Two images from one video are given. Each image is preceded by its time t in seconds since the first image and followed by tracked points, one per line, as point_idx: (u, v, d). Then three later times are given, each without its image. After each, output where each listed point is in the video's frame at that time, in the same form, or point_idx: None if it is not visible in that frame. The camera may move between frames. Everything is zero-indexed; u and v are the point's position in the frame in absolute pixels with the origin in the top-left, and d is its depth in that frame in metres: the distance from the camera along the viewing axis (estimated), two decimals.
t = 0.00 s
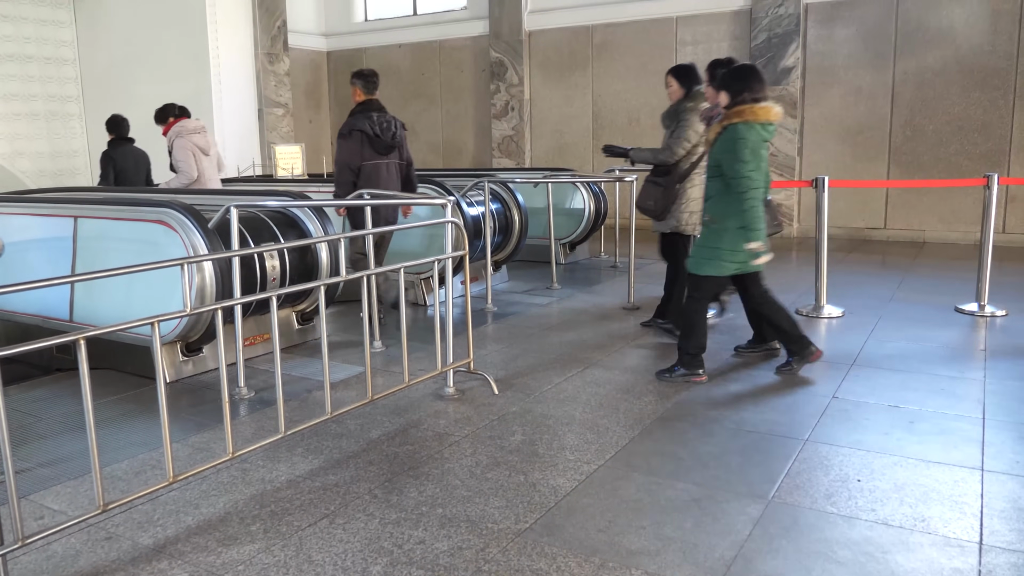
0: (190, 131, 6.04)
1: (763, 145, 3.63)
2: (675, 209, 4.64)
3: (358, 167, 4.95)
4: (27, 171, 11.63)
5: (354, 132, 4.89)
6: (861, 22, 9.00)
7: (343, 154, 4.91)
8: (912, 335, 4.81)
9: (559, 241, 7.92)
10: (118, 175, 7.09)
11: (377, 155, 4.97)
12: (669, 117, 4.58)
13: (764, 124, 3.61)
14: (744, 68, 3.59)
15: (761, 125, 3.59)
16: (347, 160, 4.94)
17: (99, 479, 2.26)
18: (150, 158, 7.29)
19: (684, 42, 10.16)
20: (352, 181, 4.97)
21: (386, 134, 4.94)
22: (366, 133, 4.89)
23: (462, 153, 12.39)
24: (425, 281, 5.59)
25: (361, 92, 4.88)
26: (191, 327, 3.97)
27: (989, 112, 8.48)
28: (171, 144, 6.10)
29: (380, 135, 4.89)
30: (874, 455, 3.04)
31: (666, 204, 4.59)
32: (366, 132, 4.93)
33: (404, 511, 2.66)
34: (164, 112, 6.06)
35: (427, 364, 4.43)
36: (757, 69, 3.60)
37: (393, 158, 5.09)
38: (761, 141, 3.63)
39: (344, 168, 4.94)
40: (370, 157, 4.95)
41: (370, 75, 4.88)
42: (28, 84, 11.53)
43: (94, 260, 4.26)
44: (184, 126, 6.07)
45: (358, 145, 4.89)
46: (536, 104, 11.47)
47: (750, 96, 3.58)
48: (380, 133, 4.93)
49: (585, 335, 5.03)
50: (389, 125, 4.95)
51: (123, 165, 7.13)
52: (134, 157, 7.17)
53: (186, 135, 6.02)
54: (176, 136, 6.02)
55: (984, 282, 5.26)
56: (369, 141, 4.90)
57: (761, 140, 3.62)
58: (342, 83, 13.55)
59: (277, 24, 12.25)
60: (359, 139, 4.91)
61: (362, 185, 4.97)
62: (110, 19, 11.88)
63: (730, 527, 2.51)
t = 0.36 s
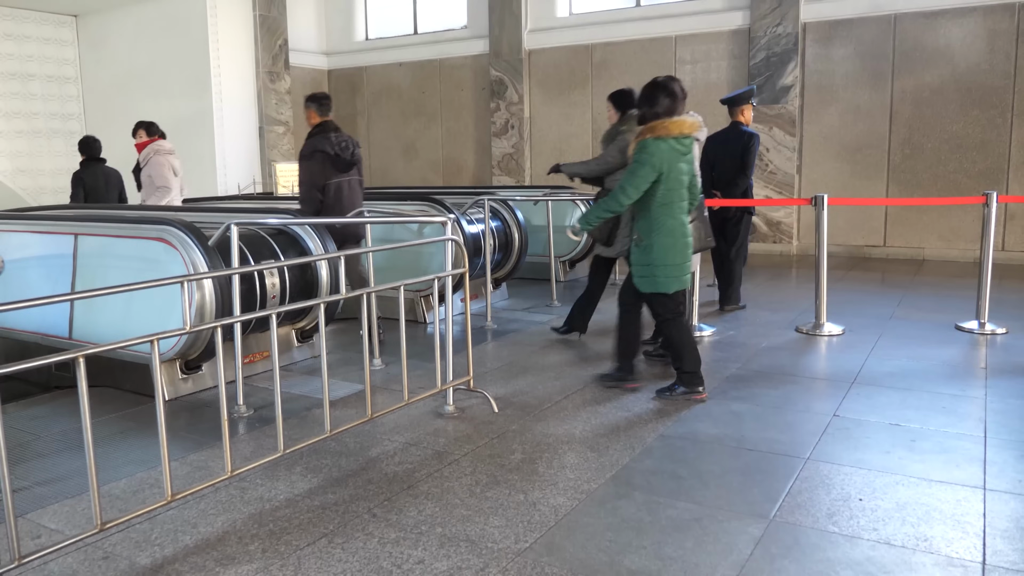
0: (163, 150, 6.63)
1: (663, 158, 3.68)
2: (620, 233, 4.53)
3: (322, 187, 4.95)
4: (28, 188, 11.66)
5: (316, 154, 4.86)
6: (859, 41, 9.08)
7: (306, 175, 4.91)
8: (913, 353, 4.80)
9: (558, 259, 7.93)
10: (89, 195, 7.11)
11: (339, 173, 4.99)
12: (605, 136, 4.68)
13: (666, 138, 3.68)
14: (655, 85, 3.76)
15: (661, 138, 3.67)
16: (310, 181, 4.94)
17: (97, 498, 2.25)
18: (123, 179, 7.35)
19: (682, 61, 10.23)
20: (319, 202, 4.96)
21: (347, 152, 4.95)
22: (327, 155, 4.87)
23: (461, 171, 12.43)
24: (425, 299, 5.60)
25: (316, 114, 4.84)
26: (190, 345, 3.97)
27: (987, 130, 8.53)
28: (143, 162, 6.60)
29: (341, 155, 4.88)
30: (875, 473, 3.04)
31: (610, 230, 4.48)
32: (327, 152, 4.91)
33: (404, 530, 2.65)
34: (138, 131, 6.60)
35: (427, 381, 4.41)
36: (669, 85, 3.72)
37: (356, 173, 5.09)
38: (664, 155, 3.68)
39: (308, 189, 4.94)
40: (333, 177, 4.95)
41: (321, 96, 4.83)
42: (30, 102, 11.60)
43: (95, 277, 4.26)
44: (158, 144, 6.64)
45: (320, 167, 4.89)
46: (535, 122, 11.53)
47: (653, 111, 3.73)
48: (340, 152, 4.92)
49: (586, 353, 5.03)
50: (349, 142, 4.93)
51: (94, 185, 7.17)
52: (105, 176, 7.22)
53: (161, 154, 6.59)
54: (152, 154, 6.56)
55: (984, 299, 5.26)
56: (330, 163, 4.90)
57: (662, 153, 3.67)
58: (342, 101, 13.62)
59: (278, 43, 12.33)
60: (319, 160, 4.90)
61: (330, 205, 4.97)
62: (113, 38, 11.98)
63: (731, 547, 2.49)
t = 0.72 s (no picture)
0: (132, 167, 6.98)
1: (581, 182, 3.81)
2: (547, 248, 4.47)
3: (273, 205, 5.03)
4: (29, 206, 11.71)
5: (267, 172, 4.96)
6: (856, 62, 9.17)
7: (256, 192, 4.99)
8: (914, 373, 4.80)
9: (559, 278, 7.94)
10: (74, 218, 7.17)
11: (291, 191, 5.06)
12: (543, 151, 4.55)
13: (585, 161, 3.79)
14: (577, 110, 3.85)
15: (580, 162, 3.78)
16: (261, 198, 5.03)
17: (95, 518, 2.23)
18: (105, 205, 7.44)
19: (682, 81, 10.30)
20: (269, 219, 5.04)
21: (298, 171, 5.02)
22: (278, 173, 4.96)
23: (461, 190, 12.48)
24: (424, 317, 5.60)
25: (270, 134, 4.91)
26: (189, 363, 3.96)
27: (985, 150, 8.58)
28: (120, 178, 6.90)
29: (293, 173, 4.97)
30: (877, 493, 3.02)
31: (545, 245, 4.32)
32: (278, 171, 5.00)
33: (403, 551, 2.63)
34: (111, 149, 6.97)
35: (427, 401, 4.40)
36: (591, 111, 3.80)
37: (309, 190, 5.18)
38: (582, 179, 3.81)
39: (259, 206, 5.01)
40: (284, 195, 5.03)
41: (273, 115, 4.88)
42: (31, 121, 11.68)
43: (95, 295, 4.26)
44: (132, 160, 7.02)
45: (271, 185, 4.98)
46: (535, 141, 11.59)
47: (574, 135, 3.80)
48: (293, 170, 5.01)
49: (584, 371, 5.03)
50: (302, 160, 5.01)
51: (76, 211, 7.28)
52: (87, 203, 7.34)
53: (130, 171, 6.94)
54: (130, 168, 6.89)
55: (984, 319, 5.27)
56: (281, 181, 4.99)
57: (579, 176, 3.81)
58: (343, 120, 13.70)
59: (279, 63, 12.41)
60: (267, 178, 4.98)
61: (280, 222, 5.05)
62: (115, 58, 12.08)
63: (733, 568, 2.47)
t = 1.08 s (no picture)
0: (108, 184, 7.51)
1: (519, 202, 3.90)
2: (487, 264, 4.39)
3: (240, 228, 5.50)
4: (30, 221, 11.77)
5: (238, 198, 5.43)
6: (856, 80, 9.22)
7: (226, 215, 5.44)
8: (916, 390, 4.79)
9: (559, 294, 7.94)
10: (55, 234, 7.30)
11: (259, 217, 5.53)
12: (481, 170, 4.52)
13: (517, 183, 3.89)
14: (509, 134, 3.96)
15: (512, 184, 3.89)
16: (231, 221, 5.48)
17: (93, 533, 2.22)
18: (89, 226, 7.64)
19: (681, 98, 10.36)
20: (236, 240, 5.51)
21: (267, 199, 5.49)
22: (249, 199, 5.43)
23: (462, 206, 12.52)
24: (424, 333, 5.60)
25: (244, 162, 5.39)
26: (189, 378, 3.96)
27: (984, 167, 8.61)
28: (98, 195, 7.41)
29: (261, 200, 5.44)
30: (879, 511, 3.01)
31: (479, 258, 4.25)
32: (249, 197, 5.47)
33: (403, 567, 2.61)
34: (91, 166, 7.44)
35: (427, 417, 4.39)
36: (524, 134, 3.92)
37: (275, 219, 5.65)
38: (519, 200, 3.90)
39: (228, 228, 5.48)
40: (252, 220, 5.49)
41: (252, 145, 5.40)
42: (34, 136, 11.76)
43: (95, 310, 4.26)
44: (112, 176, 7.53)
45: (241, 210, 5.44)
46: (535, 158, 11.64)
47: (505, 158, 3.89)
48: (262, 198, 5.49)
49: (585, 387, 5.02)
50: (271, 190, 5.51)
51: (59, 229, 7.49)
52: (69, 224, 7.58)
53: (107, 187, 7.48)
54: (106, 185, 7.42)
55: (985, 336, 5.26)
56: (250, 207, 5.45)
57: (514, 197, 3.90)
58: (344, 136, 13.76)
59: (281, 79, 12.47)
60: (238, 203, 5.43)
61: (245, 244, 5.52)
62: (119, 73, 12.16)
63: None
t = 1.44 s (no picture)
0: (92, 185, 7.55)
1: (467, 198, 4.25)
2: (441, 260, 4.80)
3: (214, 225, 5.81)
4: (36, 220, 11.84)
5: (209, 196, 5.75)
6: (862, 80, 9.20)
7: (200, 212, 5.75)
8: (921, 392, 4.77)
9: (563, 294, 7.94)
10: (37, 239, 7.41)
11: (230, 214, 5.86)
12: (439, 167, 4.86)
13: (468, 181, 4.24)
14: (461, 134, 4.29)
15: (463, 181, 4.24)
16: (204, 219, 5.80)
17: (98, 531, 2.22)
18: (75, 230, 7.72)
19: (686, 99, 10.35)
20: (210, 236, 5.82)
21: (237, 196, 5.84)
22: (220, 197, 5.76)
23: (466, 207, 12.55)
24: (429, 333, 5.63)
25: (213, 162, 5.66)
26: (193, 377, 3.97)
27: (990, 168, 8.59)
28: (82, 196, 7.43)
29: (232, 197, 5.79)
30: (883, 513, 3.00)
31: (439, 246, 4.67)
32: (219, 195, 5.80)
33: (406, 567, 2.61)
34: (75, 167, 7.50)
35: (431, 417, 4.39)
36: (477, 136, 4.24)
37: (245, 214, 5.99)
38: (466, 196, 4.26)
39: (202, 225, 5.79)
40: (224, 216, 5.82)
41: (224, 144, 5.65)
42: (40, 135, 11.82)
43: (100, 308, 4.27)
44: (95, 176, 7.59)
45: (213, 208, 5.75)
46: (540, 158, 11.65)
47: (456, 156, 4.24)
48: (232, 194, 5.83)
49: (589, 388, 5.02)
50: (240, 187, 5.85)
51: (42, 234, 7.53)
52: (54, 229, 7.62)
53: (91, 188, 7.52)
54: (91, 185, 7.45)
55: (991, 338, 5.24)
56: (222, 204, 5.78)
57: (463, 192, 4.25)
58: (349, 135, 13.77)
59: (286, 79, 12.49)
60: (210, 201, 5.76)
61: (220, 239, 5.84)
62: (124, 73, 12.21)
63: None
